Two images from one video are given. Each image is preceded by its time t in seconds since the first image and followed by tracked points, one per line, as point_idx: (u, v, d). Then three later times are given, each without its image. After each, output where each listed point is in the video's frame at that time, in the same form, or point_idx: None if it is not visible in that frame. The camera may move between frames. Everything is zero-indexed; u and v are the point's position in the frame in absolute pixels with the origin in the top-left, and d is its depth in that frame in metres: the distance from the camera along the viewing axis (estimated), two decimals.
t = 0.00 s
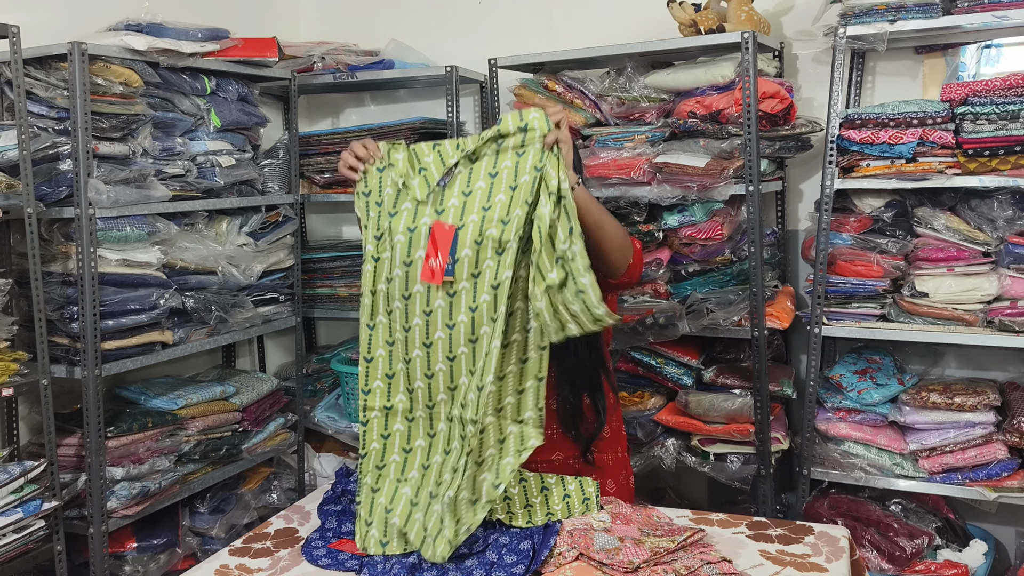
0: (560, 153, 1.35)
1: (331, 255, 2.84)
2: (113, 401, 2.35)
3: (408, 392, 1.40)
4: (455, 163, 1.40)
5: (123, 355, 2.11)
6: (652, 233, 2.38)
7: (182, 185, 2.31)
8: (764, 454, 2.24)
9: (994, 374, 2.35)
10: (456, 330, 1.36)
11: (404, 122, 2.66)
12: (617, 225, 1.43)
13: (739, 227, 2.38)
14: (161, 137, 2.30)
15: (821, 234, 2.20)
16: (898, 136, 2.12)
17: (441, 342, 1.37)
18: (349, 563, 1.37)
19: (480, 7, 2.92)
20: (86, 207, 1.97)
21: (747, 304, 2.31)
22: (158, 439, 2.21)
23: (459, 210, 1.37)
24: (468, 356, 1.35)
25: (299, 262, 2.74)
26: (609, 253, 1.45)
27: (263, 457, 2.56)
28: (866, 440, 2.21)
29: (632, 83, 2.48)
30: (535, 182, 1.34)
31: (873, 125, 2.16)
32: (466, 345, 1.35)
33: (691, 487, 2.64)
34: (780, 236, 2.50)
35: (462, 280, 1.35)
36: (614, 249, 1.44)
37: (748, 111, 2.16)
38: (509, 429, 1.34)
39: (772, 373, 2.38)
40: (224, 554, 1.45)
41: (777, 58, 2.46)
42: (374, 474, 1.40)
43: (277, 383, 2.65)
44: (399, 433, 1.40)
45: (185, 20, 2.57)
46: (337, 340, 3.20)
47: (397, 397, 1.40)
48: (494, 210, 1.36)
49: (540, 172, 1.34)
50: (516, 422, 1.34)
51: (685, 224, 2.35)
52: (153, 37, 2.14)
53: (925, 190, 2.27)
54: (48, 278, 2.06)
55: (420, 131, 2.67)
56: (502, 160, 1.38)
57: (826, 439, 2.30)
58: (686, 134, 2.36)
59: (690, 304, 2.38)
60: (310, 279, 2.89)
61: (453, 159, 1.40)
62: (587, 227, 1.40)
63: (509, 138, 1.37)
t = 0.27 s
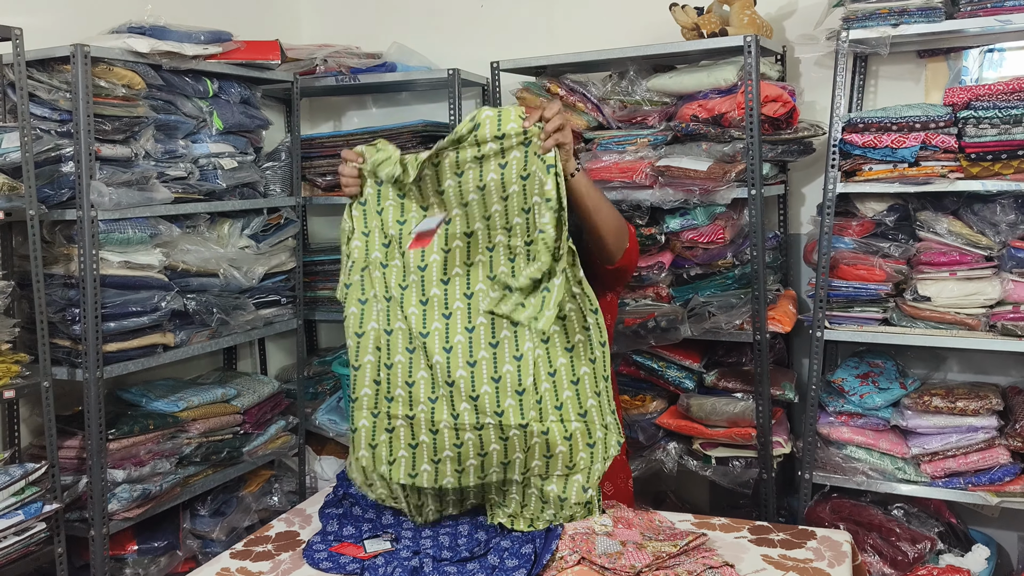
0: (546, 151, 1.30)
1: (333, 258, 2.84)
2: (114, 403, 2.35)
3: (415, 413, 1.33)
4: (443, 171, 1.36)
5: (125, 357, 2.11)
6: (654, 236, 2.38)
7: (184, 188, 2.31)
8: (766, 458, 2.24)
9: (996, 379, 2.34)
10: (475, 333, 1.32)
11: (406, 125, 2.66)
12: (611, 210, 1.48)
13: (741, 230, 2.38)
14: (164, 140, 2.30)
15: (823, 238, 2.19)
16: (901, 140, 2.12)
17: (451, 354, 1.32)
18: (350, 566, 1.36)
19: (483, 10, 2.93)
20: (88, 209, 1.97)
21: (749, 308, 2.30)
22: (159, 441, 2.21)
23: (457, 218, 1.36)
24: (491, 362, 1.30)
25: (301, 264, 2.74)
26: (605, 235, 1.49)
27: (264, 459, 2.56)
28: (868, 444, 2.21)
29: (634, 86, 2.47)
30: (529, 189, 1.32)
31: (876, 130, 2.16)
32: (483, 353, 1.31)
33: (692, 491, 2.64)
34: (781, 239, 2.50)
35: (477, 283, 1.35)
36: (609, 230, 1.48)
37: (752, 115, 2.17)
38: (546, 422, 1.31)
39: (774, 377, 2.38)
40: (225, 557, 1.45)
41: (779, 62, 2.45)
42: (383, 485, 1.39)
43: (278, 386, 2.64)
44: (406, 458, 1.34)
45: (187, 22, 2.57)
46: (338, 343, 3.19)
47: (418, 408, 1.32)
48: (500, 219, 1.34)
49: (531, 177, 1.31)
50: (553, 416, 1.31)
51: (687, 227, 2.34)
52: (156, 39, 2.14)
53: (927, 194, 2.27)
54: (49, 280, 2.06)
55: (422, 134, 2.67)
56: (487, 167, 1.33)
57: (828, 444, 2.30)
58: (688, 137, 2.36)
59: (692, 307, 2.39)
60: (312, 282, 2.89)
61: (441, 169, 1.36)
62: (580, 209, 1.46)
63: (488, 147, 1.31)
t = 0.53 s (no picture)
0: (548, 131, 1.38)
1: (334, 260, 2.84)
2: (115, 405, 2.35)
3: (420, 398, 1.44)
4: (444, 173, 1.42)
5: (125, 359, 2.11)
6: (655, 239, 2.38)
7: (185, 190, 2.31)
8: (766, 462, 2.24)
9: (997, 382, 2.34)
10: (476, 329, 1.40)
11: (407, 127, 2.67)
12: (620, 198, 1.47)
13: (741, 234, 2.38)
14: (165, 142, 2.30)
15: (825, 241, 2.19)
16: (902, 143, 2.12)
17: (468, 350, 1.40)
18: (350, 569, 1.35)
19: (484, 13, 2.93)
20: (90, 211, 1.97)
21: (750, 311, 2.30)
22: (159, 443, 2.21)
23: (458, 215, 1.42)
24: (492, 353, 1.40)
25: (302, 267, 2.74)
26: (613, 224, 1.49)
27: (264, 462, 2.55)
28: (869, 448, 2.20)
29: (635, 89, 2.47)
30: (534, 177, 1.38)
31: (877, 133, 2.16)
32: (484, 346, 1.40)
33: (693, 494, 2.64)
34: (782, 242, 2.50)
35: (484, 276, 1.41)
36: (620, 218, 1.49)
37: (753, 118, 2.16)
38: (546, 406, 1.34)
39: (775, 381, 2.37)
40: (224, 560, 1.44)
41: (781, 65, 2.45)
42: (393, 497, 1.38)
43: (279, 388, 2.64)
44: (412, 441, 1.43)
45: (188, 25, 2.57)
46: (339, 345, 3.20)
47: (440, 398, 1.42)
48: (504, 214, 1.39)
49: (528, 156, 1.38)
50: (544, 419, 1.31)
51: (688, 230, 2.35)
52: (158, 42, 2.14)
53: (929, 197, 2.27)
54: (51, 281, 2.06)
55: (423, 137, 2.68)
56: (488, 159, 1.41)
57: (829, 448, 2.30)
58: (689, 140, 2.36)
59: (693, 310, 2.39)
60: (313, 284, 2.89)
61: (444, 171, 1.42)
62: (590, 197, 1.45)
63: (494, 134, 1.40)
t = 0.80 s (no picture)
0: (556, 110, 1.43)
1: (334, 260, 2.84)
2: (114, 404, 2.35)
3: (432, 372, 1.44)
4: (445, 142, 1.47)
5: (124, 358, 2.11)
6: (655, 240, 2.39)
7: (185, 189, 2.30)
8: (766, 462, 2.25)
9: (996, 384, 2.34)
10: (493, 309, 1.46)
11: (408, 127, 2.66)
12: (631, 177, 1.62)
13: (741, 235, 2.38)
14: (165, 141, 2.30)
15: (824, 242, 2.19)
16: (902, 144, 2.12)
17: (479, 326, 1.44)
18: (349, 569, 1.36)
19: (484, 13, 2.93)
20: (89, 210, 1.97)
21: (750, 312, 2.30)
22: (159, 442, 2.21)
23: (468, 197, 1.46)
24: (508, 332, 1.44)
25: (302, 266, 2.74)
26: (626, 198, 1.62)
27: (264, 462, 2.55)
28: (868, 449, 2.20)
29: (635, 90, 2.47)
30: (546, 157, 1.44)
31: (877, 134, 2.15)
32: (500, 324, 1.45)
33: (692, 494, 2.64)
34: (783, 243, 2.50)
35: (489, 260, 1.46)
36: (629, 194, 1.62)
37: (753, 119, 2.16)
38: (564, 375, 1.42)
39: (774, 381, 2.37)
40: (223, 560, 1.45)
41: (781, 66, 2.46)
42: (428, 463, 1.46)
43: (279, 388, 2.64)
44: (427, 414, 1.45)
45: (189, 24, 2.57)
46: (338, 345, 3.19)
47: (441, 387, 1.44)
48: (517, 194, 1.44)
49: (537, 136, 1.44)
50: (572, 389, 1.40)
51: (687, 231, 2.34)
52: (158, 41, 2.15)
53: (929, 198, 2.27)
54: (50, 280, 2.06)
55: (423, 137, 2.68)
56: (495, 139, 1.47)
57: (828, 448, 2.30)
58: (689, 141, 2.36)
59: (692, 311, 2.39)
60: (313, 284, 2.89)
61: (445, 141, 1.47)
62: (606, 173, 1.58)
63: (498, 108, 1.47)
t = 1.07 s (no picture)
0: (558, 110, 1.44)
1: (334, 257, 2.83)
2: (113, 400, 2.35)
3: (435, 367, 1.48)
4: (436, 128, 1.50)
5: (124, 354, 2.11)
6: (656, 237, 2.36)
7: (185, 185, 2.31)
8: (766, 460, 2.24)
9: (998, 382, 2.33)
10: (486, 309, 1.46)
11: (408, 124, 2.65)
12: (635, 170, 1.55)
13: (743, 232, 2.37)
14: (165, 137, 2.30)
15: (826, 239, 2.19)
16: (905, 141, 2.11)
17: (478, 324, 1.46)
18: (349, 565, 1.36)
19: (485, 10, 2.92)
20: (89, 206, 1.96)
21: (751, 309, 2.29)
22: (159, 439, 2.20)
23: (471, 194, 1.49)
24: (500, 335, 1.45)
25: (302, 263, 2.73)
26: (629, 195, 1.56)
27: (264, 458, 2.55)
28: (870, 447, 2.19)
29: (637, 86, 2.46)
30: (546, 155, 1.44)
31: (879, 130, 2.16)
32: (495, 323, 1.45)
33: (693, 492, 2.64)
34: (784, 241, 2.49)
35: (485, 259, 1.47)
36: (634, 191, 1.55)
37: (754, 115, 2.16)
38: (568, 374, 1.45)
39: (776, 379, 2.37)
40: (223, 555, 1.44)
41: (783, 63, 2.45)
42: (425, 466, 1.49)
43: (279, 384, 2.64)
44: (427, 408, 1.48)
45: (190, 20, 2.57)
46: (338, 342, 3.19)
47: (443, 384, 1.47)
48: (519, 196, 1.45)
49: (541, 137, 1.45)
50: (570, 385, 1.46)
51: (689, 228, 2.33)
52: (158, 36, 2.14)
53: (931, 196, 2.26)
54: (50, 276, 2.06)
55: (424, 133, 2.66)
56: (498, 136, 1.48)
57: (829, 446, 2.28)
58: (691, 137, 2.35)
59: (693, 308, 2.38)
60: (313, 280, 2.88)
61: (437, 126, 1.50)
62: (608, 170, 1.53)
63: (500, 108, 1.48)
